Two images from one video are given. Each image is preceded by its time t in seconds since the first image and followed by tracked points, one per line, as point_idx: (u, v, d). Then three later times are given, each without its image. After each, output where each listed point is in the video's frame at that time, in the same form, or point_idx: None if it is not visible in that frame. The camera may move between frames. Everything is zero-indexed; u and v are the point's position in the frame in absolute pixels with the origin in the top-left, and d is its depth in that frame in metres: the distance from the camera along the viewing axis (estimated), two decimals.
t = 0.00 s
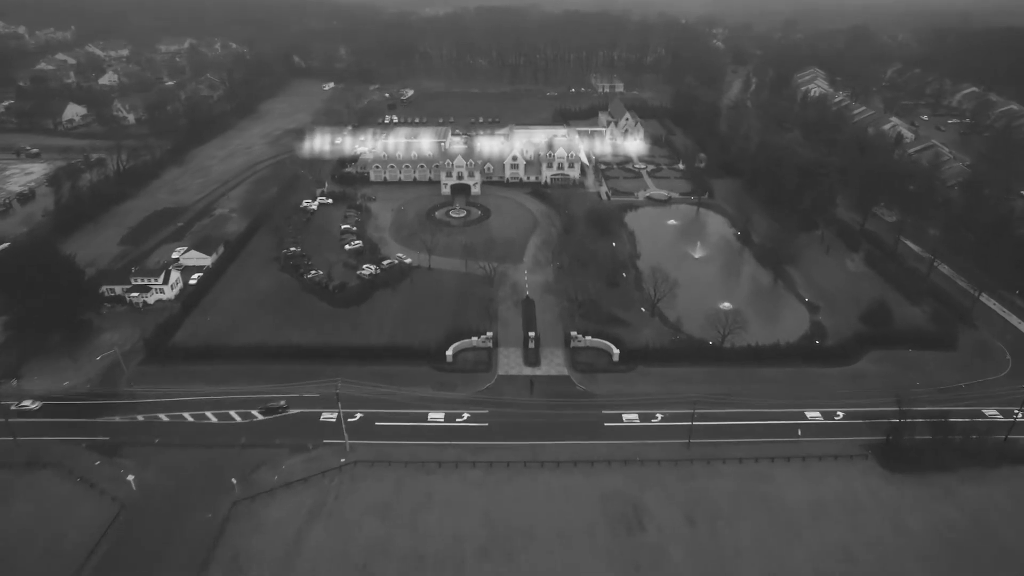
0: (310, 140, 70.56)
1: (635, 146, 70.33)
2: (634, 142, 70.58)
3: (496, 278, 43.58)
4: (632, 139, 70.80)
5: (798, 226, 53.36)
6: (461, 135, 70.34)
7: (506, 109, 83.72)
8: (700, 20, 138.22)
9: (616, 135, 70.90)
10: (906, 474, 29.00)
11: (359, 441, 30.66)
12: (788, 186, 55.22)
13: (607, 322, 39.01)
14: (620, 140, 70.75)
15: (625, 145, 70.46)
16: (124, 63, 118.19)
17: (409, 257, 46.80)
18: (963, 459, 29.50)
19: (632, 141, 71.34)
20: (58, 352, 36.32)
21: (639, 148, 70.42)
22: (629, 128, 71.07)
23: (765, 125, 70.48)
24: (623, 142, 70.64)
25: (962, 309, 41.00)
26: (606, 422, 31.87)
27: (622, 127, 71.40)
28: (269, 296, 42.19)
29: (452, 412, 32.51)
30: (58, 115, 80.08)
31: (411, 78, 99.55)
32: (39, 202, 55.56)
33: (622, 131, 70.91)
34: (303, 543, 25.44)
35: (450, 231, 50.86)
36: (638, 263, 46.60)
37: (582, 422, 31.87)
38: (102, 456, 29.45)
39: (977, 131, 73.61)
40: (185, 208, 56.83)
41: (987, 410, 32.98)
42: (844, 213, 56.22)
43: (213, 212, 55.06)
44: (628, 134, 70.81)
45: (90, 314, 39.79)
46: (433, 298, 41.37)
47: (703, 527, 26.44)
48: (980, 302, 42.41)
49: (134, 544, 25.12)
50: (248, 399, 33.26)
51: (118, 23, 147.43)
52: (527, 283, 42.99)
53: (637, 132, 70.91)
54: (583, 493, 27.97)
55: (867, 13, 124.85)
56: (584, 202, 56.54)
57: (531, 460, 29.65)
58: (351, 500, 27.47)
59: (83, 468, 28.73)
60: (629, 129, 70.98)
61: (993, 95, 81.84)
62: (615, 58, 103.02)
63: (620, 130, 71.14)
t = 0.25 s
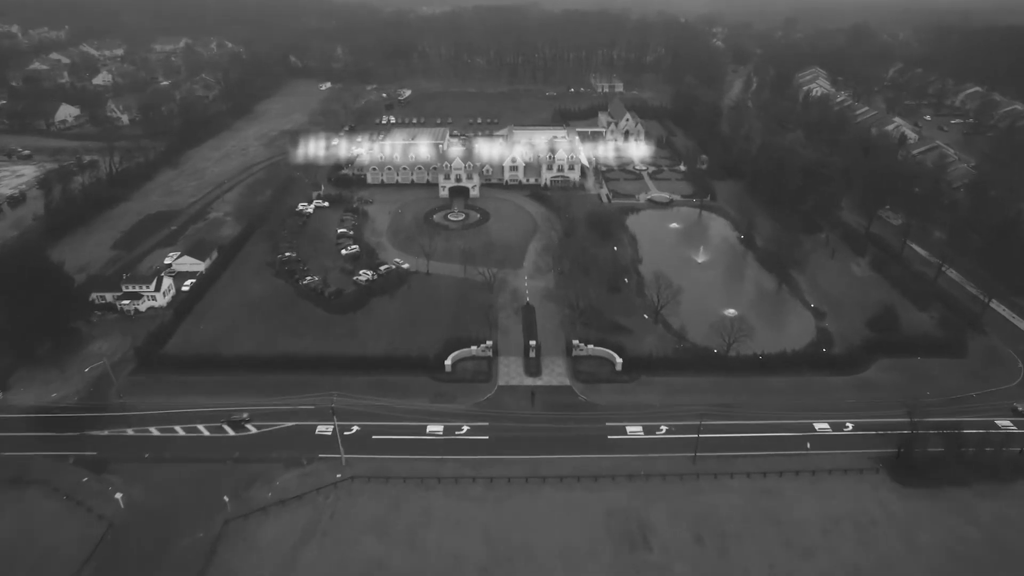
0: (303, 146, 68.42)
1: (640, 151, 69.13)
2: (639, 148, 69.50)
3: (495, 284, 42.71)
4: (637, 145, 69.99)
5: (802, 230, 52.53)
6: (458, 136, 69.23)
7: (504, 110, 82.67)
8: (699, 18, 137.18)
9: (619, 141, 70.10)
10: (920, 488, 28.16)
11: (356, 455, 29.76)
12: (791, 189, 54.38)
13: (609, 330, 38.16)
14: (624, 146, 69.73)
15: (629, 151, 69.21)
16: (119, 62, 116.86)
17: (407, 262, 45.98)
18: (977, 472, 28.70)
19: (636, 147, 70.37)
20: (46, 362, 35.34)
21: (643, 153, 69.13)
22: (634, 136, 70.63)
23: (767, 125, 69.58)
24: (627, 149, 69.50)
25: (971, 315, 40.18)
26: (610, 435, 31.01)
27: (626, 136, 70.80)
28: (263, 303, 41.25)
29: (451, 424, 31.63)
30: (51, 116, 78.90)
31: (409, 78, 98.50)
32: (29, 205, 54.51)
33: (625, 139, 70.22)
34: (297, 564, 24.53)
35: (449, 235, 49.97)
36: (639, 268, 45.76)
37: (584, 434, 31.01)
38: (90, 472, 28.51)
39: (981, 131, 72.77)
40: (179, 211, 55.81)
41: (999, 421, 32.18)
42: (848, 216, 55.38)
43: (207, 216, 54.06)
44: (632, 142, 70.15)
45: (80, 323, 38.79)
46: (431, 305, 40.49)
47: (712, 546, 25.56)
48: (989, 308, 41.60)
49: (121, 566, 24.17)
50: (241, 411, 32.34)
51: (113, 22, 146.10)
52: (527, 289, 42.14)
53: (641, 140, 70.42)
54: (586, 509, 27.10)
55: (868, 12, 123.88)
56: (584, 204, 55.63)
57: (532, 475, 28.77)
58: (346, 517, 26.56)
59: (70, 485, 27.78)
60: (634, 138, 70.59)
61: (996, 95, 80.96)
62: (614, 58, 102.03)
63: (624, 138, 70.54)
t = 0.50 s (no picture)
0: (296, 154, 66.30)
1: (646, 156, 66.78)
2: (645, 154, 67.18)
3: (495, 291, 41.85)
4: (644, 151, 67.80)
5: (806, 233, 51.69)
6: (455, 138, 68.32)
7: (503, 110, 81.60)
8: (699, 16, 136.15)
9: (624, 146, 68.04)
10: (935, 503, 27.25)
11: (352, 470, 28.84)
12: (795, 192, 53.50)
13: (611, 337, 37.36)
14: (630, 151, 67.52)
15: (635, 155, 66.82)
16: (113, 62, 115.58)
17: (404, 267, 45.18)
18: (993, 486, 27.87)
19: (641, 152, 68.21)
20: (33, 372, 34.34)
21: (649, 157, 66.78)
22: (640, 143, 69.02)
23: (770, 126, 68.68)
24: (633, 153, 67.09)
25: (981, 322, 39.37)
26: (613, 448, 30.16)
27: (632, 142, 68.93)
28: (258, 310, 40.33)
29: (450, 437, 30.72)
30: (43, 116, 77.71)
31: (406, 78, 97.45)
32: (19, 209, 53.44)
33: (631, 146, 68.24)
34: None
35: (447, 239, 49.12)
36: (642, 273, 44.94)
37: (587, 447, 30.17)
38: (77, 489, 27.56)
39: (986, 132, 71.97)
40: (172, 214, 54.78)
41: (1013, 432, 31.37)
42: (853, 219, 54.56)
43: (201, 220, 53.09)
44: (638, 148, 68.12)
45: (68, 331, 37.80)
46: (430, 314, 39.65)
47: (720, 565, 24.70)
48: (999, 314, 40.79)
49: None
50: (234, 424, 31.43)
51: (108, 21, 144.73)
52: (527, 295, 41.31)
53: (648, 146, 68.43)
54: (591, 527, 26.21)
55: (869, 10, 122.91)
56: (585, 207, 54.74)
57: (534, 491, 27.86)
58: (342, 537, 25.63)
59: (55, 503, 26.81)
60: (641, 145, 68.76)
61: (1000, 95, 80.11)
62: (614, 57, 100.99)
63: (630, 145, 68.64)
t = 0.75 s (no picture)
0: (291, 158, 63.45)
1: (652, 160, 64.79)
2: (652, 158, 65.17)
3: (495, 297, 41.01)
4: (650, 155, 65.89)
5: (811, 235, 50.86)
6: (453, 139, 67.36)
7: (502, 109, 80.57)
8: (699, 13, 135.14)
9: (629, 151, 66.23)
10: (950, 518, 26.44)
11: (349, 486, 27.96)
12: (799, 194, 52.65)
13: (614, 345, 36.56)
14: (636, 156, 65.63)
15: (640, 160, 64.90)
16: (107, 60, 114.16)
17: (402, 272, 44.39)
18: (1009, 501, 27.06)
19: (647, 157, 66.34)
20: (20, 383, 33.40)
21: (655, 162, 64.84)
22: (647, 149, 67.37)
23: (772, 126, 67.80)
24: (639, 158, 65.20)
25: (991, 328, 38.58)
26: (618, 461, 29.34)
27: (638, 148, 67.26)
28: (253, 318, 39.43)
29: (450, 450, 29.86)
30: (34, 116, 76.47)
31: (404, 77, 96.40)
32: (9, 212, 52.39)
33: (636, 150, 66.40)
34: None
35: (445, 243, 48.27)
36: (644, 278, 44.16)
37: (591, 460, 29.33)
38: (64, 506, 26.65)
39: (990, 131, 71.17)
40: (165, 217, 53.77)
41: None
42: (858, 221, 53.74)
43: (195, 223, 52.10)
44: (644, 152, 66.31)
45: (57, 339, 36.83)
46: (428, 322, 38.80)
47: None
48: (1009, 320, 40.00)
49: None
50: (227, 436, 30.53)
51: (103, 19, 143.22)
52: (528, 302, 40.53)
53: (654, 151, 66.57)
54: (596, 545, 25.36)
55: (871, 7, 121.91)
56: (586, 209, 53.86)
57: (537, 507, 27.01)
58: (338, 557, 24.74)
59: (41, 521, 25.90)
60: (648, 150, 66.98)
61: (1004, 93, 79.27)
62: (614, 55, 99.95)
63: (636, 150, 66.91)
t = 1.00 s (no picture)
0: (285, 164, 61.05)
1: (658, 166, 62.95)
2: (657, 163, 63.30)
3: (495, 303, 40.14)
4: (656, 160, 64.06)
5: (816, 238, 50.06)
6: (451, 139, 66.32)
7: (501, 108, 79.55)
8: (699, 10, 133.92)
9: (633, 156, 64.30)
10: (965, 534, 25.62)
11: (345, 501, 27.09)
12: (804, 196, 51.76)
13: (617, 352, 35.74)
14: (640, 161, 63.81)
15: (645, 166, 63.11)
16: (101, 58, 112.70)
17: (400, 276, 43.53)
18: None
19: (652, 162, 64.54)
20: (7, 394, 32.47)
21: (661, 168, 62.98)
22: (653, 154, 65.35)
23: (775, 125, 66.94)
24: (643, 164, 63.36)
25: (1002, 334, 37.77)
26: (622, 475, 28.52)
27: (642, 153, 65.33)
28: (247, 325, 38.50)
29: (449, 464, 29.00)
30: (26, 116, 75.24)
31: (402, 75, 95.26)
32: None
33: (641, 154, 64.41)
34: None
35: (443, 246, 47.40)
36: (647, 283, 43.31)
37: (594, 474, 28.50)
38: (50, 524, 25.76)
39: (995, 131, 70.27)
40: (158, 220, 52.78)
41: None
42: (864, 222, 52.91)
43: (189, 226, 51.15)
44: (649, 157, 64.43)
45: (46, 348, 35.88)
46: (427, 328, 37.93)
47: None
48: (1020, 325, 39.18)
49: None
50: (219, 450, 29.63)
51: (98, 17, 141.73)
52: (528, 307, 39.73)
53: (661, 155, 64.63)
54: (601, 564, 24.52)
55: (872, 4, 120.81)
56: (587, 210, 52.95)
57: (539, 524, 26.15)
58: None
59: (25, 541, 25.00)
60: (653, 155, 65.02)
61: (1009, 91, 78.31)
62: (614, 53, 98.79)
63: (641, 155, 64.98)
